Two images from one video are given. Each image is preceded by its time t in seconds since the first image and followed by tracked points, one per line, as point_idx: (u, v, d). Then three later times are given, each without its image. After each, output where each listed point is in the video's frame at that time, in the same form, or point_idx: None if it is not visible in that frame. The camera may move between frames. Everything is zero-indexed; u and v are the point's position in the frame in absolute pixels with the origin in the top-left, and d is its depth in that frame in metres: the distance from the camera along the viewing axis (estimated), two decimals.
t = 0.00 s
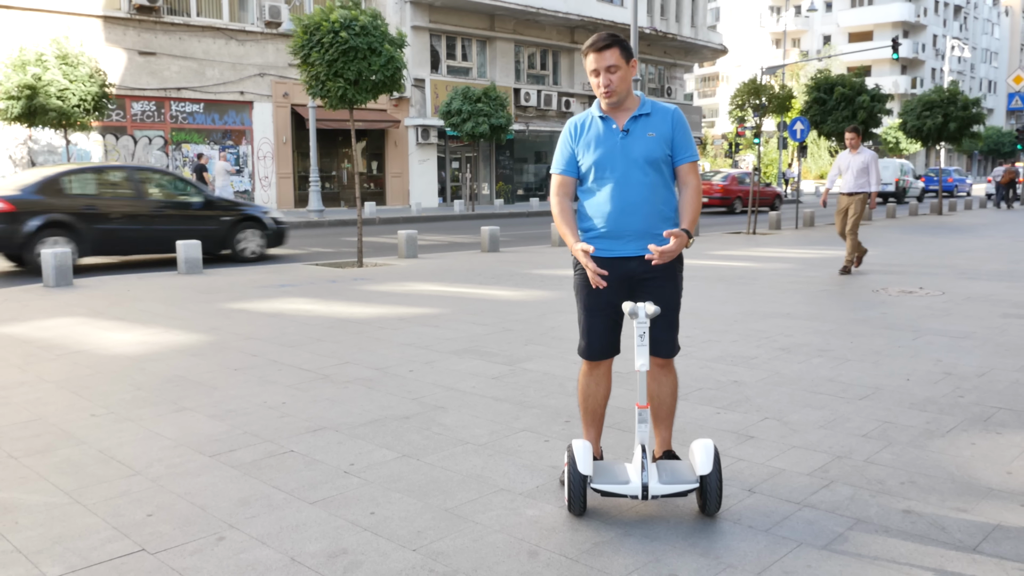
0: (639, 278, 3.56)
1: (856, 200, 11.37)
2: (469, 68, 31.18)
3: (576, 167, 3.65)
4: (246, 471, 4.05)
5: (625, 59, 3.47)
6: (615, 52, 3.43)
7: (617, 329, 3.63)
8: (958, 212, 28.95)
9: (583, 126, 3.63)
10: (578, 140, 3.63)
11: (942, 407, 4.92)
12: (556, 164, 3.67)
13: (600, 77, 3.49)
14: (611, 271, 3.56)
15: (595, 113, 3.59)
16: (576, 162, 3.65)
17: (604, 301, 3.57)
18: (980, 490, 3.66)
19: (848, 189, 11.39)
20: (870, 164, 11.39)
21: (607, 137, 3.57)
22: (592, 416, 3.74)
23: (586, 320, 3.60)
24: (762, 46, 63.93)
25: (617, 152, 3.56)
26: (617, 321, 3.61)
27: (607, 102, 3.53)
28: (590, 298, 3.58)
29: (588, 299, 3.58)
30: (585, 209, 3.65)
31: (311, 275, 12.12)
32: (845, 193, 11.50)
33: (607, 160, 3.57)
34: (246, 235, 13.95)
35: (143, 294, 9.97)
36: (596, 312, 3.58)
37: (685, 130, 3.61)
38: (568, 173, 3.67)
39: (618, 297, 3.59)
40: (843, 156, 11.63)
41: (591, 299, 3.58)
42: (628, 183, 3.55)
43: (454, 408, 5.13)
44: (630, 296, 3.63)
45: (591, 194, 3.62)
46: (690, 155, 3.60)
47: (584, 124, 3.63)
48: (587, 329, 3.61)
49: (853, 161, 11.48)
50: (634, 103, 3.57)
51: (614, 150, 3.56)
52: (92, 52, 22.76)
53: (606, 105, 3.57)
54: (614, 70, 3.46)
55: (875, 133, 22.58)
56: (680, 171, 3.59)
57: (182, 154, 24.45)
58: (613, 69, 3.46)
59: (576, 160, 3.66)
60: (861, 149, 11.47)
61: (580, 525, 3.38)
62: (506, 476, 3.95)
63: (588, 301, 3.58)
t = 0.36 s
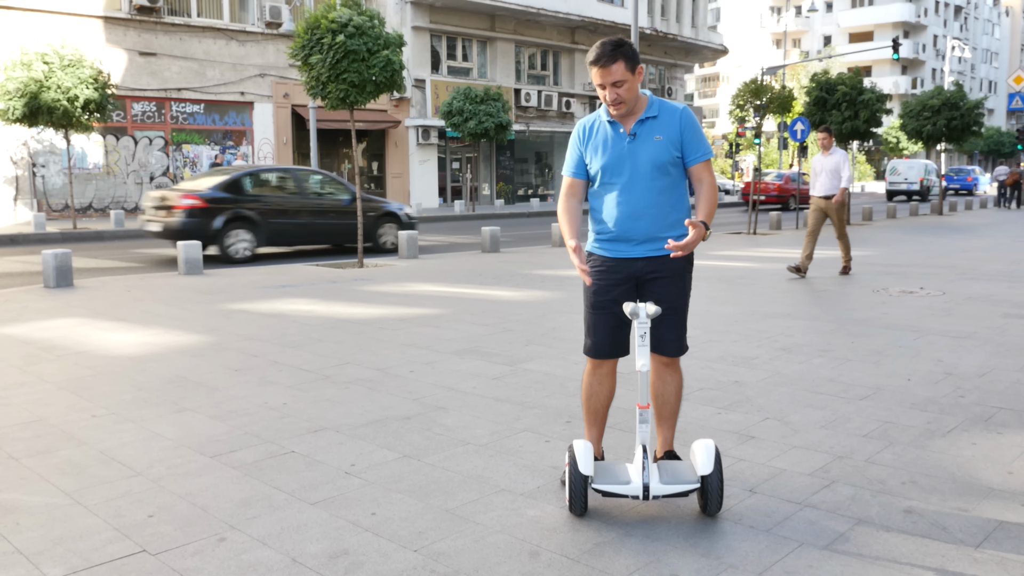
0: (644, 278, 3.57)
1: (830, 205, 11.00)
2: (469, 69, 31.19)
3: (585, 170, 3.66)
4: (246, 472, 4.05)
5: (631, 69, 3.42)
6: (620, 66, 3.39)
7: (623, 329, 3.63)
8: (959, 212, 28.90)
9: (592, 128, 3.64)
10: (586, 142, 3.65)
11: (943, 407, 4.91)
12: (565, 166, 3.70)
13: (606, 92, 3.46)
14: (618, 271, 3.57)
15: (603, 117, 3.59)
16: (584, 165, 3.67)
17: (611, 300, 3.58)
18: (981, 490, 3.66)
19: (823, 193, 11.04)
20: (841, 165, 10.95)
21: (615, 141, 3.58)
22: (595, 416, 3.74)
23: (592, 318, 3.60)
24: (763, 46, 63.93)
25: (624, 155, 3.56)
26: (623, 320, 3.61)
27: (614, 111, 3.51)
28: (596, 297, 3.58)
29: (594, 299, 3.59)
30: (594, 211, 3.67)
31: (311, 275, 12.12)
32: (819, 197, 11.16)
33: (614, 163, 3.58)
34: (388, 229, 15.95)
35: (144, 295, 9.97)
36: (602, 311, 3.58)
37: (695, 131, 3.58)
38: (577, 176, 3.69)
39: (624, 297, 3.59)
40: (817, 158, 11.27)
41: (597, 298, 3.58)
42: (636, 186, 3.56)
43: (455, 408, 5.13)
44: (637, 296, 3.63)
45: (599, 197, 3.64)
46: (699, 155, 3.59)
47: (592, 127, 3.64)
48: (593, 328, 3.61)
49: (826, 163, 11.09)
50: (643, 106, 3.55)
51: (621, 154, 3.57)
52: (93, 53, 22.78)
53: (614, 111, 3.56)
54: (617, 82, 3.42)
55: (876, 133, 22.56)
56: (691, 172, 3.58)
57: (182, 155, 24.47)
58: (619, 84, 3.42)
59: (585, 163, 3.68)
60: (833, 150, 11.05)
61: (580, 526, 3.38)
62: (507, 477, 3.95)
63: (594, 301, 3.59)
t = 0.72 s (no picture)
0: (636, 278, 3.58)
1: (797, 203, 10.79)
2: (468, 69, 31.20)
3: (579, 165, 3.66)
4: (245, 472, 4.05)
5: (628, 73, 3.42)
6: (617, 71, 3.39)
7: (615, 327, 3.64)
8: (958, 212, 28.88)
9: (586, 126, 3.63)
10: (581, 140, 3.63)
11: (942, 407, 4.91)
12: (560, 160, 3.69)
13: (603, 95, 3.46)
14: (610, 271, 3.58)
15: (599, 118, 3.59)
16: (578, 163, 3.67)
17: (603, 298, 3.59)
18: (980, 489, 3.66)
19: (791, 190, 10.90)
20: (811, 161, 10.81)
21: (609, 143, 3.58)
22: (592, 414, 3.74)
23: (585, 316, 3.61)
24: (762, 46, 63.94)
25: (618, 158, 3.57)
26: (616, 317, 3.61)
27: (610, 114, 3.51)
28: (588, 296, 3.59)
29: (587, 296, 3.59)
30: (585, 210, 3.68)
31: (310, 275, 12.12)
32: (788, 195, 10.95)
33: (607, 166, 3.58)
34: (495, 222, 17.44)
35: (143, 294, 9.96)
36: (595, 309, 3.59)
37: (689, 136, 3.58)
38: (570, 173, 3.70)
39: (616, 295, 3.60)
40: (783, 154, 11.06)
41: (589, 296, 3.60)
42: (627, 190, 3.56)
43: (454, 408, 5.13)
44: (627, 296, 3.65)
45: (591, 196, 3.64)
46: (693, 162, 3.59)
47: (587, 126, 3.63)
48: (586, 325, 3.62)
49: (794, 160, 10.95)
50: (638, 109, 3.55)
51: (615, 156, 3.57)
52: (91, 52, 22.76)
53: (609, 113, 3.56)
54: (614, 86, 3.42)
55: (875, 133, 22.55)
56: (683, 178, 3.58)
57: (181, 154, 24.47)
58: (616, 89, 3.42)
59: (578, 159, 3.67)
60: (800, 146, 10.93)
61: (579, 525, 3.38)
62: (506, 476, 3.95)
63: (586, 299, 3.60)
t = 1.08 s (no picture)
0: (615, 279, 3.60)
1: (765, 202, 10.58)
2: (466, 68, 31.21)
3: (555, 165, 3.65)
4: (244, 472, 4.05)
5: (610, 62, 3.43)
6: (598, 58, 3.39)
7: (598, 328, 3.66)
8: (955, 211, 28.92)
9: (564, 126, 3.62)
10: (558, 140, 3.62)
11: (939, 406, 4.92)
12: (535, 160, 3.68)
13: (583, 82, 3.45)
14: (590, 271, 3.60)
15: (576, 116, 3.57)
16: (554, 161, 3.66)
17: (584, 298, 3.61)
18: (978, 488, 3.67)
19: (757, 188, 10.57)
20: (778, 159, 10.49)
21: (586, 141, 3.56)
22: (585, 413, 3.74)
23: (567, 316, 3.63)
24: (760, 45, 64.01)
25: (595, 157, 3.55)
26: (596, 317, 3.64)
27: (589, 107, 3.49)
28: (568, 297, 3.61)
29: (568, 297, 3.61)
30: (561, 208, 3.68)
31: (308, 274, 12.11)
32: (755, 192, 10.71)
33: (584, 164, 3.57)
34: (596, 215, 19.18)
35: (140, 294, 9.95)
36: (575, 310, 3.61)
37: (667, 136, 3.57)
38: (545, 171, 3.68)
39: (596, 295, 3.62)
40: (752, 152, 10.75)
41: (570, 295, 3.61)
42: (604, 190, 3.56)
43: (452, 407, 5.13)
44: (607, 296, 3.67)
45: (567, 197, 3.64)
46: (671, 163, 3.58)
47: (565, 124, 3.61)
48: (568, 326, 3.64)
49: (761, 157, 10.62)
50: (616, 108, 3.53)
51: (592, 155, 3.55)
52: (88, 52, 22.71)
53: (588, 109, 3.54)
54: (595, 73, 3.41)
55: (872, 132, 22.58)
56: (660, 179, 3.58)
57: (178, 154, 24.39)
58: (596, 75, 3.41)
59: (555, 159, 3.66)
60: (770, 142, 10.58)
61: (578, 525, 3.38)
62: (504, 476, 3.95)
63: (567, 299, 3.62)
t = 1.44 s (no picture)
0: (610, 279, 3.60)
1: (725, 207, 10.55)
2: (465, 68, 31.21)
3: (543, 166, 3.64)
4: (244, 472, 4.04)
5: (604, 54, 3.51)
6: (592, 48, 3.47)
7: (592, 329, 3.66)
8: (953, 212, 28.93)
9: (552, 126, 3.61)
10: (546, 140, 3.61)
11: (938, 407, 4.93)
12: (522, 162, 3.66)
13: (577, 71, 3.50)
14: (585, 272, 3.60)
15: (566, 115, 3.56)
16: (542, 162, 3.63)
17: (579, 300, 3.60)
18: (977, 489, 3.67)
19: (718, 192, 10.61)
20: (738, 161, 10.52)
21: (578, 141, 3.56)
22: (583, 414, 3.75)
23: (561, 319, 3.62)
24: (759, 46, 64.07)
25: (587, 157, 3.55)
26: (590, 319, 3.63)
27: (581, 100, 3.51)
28: (563, 298, 3.60)
29: (563, 299, 3.60)
30: (551, 209, 3.66)
31: (307, 274, 12.10)
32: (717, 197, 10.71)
33: (577, 164, 3.56)
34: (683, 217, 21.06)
35: (139, 294, 9.94)
36: (570, 312, 3.60)
37: (655, 135, 3.61)
38: (533, 173, 3.65)
39: (589, 297, 3.63)
40: (713, 155, 10.77)
41: (565, 299, 3.60)
42: (597, 189, 3.56)
43: (451, 408, 5.12)
44: (600, 297, 3.67)
45: (556, 197, 3.63)
46: (660, 162, 3.62)
47: (553, 124, 3.60)
48: (563, 329, 3.62)
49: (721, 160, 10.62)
50: (606, 106, 3.54)
51: (584, 155, 3.55)
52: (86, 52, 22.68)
53: (578, 106, 3.56)
54: (590, 61, 3.48)
55: (871, 132, 22.60)
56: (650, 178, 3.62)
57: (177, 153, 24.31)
58: (592, 63, 3.47)
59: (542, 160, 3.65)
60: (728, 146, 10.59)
61: (577, 525, 3.38)
62: (503, 476, 3.95)
63: (561, 302, 3.60)
